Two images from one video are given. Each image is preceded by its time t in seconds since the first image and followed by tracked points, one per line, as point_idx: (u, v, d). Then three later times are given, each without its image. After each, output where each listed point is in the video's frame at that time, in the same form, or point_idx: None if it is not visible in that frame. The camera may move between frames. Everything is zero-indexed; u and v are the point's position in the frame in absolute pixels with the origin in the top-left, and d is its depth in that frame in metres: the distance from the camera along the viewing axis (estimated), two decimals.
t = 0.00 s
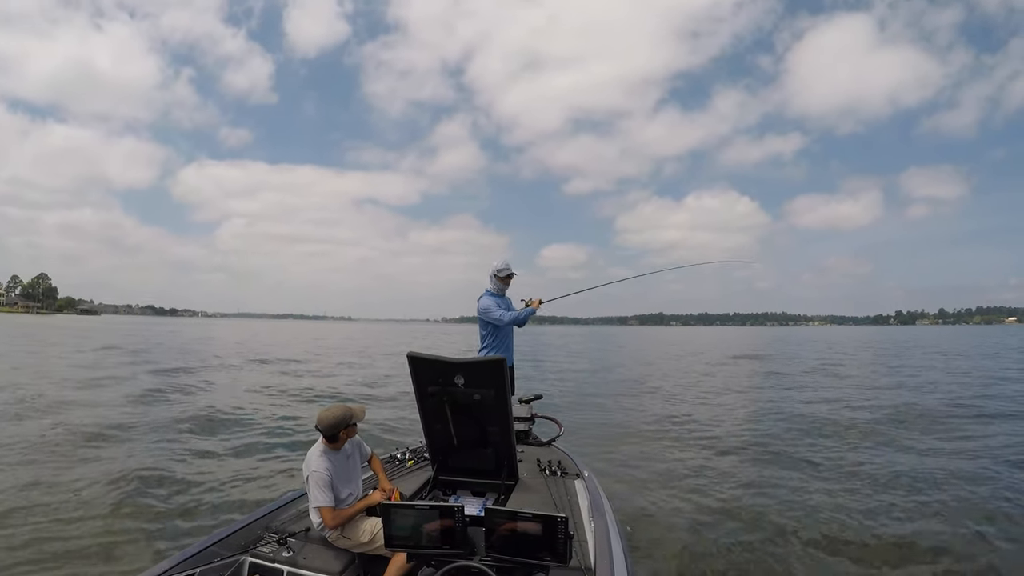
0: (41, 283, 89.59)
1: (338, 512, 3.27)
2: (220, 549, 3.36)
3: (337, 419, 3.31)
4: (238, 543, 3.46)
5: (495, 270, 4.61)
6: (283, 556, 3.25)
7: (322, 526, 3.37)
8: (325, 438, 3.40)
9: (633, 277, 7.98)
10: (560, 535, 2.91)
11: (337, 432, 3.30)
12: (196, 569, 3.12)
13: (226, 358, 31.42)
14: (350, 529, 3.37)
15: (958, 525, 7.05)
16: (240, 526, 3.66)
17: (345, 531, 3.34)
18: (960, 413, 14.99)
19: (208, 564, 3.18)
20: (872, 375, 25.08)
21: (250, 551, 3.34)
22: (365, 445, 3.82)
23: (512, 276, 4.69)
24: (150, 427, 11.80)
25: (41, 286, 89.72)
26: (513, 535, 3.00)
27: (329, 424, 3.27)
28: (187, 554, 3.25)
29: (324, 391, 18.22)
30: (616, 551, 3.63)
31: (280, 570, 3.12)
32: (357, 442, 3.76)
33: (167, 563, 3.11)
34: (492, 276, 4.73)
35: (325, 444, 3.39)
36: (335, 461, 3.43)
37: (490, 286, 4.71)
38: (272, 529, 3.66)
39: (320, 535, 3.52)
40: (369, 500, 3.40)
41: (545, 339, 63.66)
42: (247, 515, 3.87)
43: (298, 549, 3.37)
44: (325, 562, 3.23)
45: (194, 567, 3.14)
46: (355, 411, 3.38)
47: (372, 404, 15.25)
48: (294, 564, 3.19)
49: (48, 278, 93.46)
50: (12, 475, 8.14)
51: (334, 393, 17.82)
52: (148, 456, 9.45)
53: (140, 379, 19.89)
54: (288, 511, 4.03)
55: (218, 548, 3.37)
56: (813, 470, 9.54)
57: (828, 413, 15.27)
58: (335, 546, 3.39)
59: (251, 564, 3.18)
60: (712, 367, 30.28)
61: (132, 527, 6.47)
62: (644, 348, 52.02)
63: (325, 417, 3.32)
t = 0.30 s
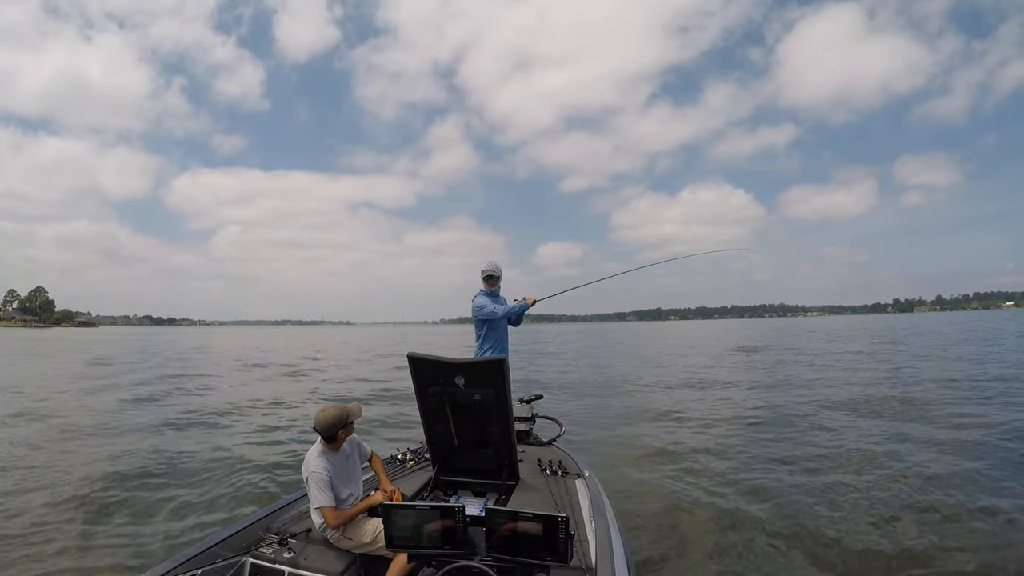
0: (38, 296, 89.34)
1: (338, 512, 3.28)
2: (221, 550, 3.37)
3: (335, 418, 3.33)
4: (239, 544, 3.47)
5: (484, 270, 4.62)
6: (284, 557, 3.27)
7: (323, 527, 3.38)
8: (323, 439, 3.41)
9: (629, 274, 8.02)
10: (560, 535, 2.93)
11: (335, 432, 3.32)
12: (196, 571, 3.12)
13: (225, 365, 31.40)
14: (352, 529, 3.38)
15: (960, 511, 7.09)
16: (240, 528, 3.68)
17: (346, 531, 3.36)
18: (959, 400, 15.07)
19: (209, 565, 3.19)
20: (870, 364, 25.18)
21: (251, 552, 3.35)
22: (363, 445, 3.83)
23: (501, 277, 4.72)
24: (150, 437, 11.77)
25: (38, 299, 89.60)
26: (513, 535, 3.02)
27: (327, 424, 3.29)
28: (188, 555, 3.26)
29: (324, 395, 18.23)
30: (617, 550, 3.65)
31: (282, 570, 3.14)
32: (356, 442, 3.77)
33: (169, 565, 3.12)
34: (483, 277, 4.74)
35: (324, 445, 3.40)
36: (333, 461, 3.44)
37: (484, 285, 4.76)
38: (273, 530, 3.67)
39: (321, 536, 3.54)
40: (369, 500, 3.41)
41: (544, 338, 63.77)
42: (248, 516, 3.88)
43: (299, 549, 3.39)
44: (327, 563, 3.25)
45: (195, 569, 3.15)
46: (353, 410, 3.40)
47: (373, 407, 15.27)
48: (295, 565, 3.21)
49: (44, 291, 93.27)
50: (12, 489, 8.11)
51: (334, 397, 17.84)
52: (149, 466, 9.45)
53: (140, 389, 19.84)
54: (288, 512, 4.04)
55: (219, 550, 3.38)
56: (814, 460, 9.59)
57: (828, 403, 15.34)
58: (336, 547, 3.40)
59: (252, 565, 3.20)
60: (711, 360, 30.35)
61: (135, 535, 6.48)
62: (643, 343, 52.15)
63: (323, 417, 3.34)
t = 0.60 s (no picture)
0: (35, 295, 89.02)
1: (339, 511, 3.28)
2: (221, 549, 3.36)
3: (338, 417, 3.32)
4: (239, 543, 3.47)
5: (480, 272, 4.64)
6: (284, 556, 3.26)
7: (323, 525, 3.38)
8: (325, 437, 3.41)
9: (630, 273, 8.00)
10: (560, 535, 2.93)
11: (338, 430, 3.31)
12: (196, 570, 3.12)
13: (223, 364, 31.25)
14: (352, 528, 3.38)
15: (958, 511, 7.10)
16: (240, 527, 3.67)
17: (346, 530, 3.35)
18: (955, 400, 15.12)
19: (209, 564, 3.18)
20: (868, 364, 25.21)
21: (251, 552, 3.34)
22: (365, 444, 3.83)
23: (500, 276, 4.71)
24: (148, 436, 11.73)
25: (35, 298, 89.29)
26: (513, 534, 3.02)
27: (331, 422, 3.29)
28: (188, 554, 3.25)
29: (323, 395, 18.18)
30: (617, 550, 3.64)
31: (281, 570, 3.13)
32: (358, 441, 3.76)
33: (169, 564, 3.11)
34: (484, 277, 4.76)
35: (326, 443, 3.40)
36: (335, 460, 3.44)
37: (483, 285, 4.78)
38: (273, 529, 3.66)
39: (321, 535, 3.53)
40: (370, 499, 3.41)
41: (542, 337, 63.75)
42: (247, 515, 3.87)
43: (299, 549, 3.38)
44: (327, 562, 3.25)
45: (195, 568, 3.14)
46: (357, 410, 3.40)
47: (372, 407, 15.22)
48: (295, 564, 3.20)
49: (42, 289, 93.00)
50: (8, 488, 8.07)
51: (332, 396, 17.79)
52: (147, 465, 9.42)
53: (137, 388, 19.76)
54: (288, 511, 4.03)
55: (219, 549, 3.37)
56: (813, 459, 9.60)
57: (826, 403, 15.35)
58: (336, 546, 3.39)
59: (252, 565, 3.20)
60: (709, 360, 30.37)
61: (134, 534, 6.46)
62: (641, 343, 52.15)
63: (327, 414, 3.34)
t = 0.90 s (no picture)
0: (33, 285, 88.73)
1: (339, 510, 3.27)
2: (220, 548, 3.35)
3: (340, 415, 3.31)
4: (238, 542, 3.46)
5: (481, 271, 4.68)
6: (283, 555, 3.26)
7: (323, 524, 3.37)
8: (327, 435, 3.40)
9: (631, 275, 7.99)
10: (560, 535, 2.92)
11: (340, 429, 3.31)
12: (196, 567, 3.11)
13: (221, 357, 31.14)
14: (351, 528, 3.37)
15: (954, 519, 7.11)
16: (239, 526, 3.66)
17: (346, 529, 3.35)
18: (953, 409, 15.13)
19: (208, 562, 3.17)
20: (867, 371, 25.22)
21: (250, 550, 3.33)
22: (365, 444, 3.82)
23: (500, 278, 4.69)
24: (145, 429, 11.69)
25: (32, 287, 88.97)
26: (513, 534, 3.02)
27: (333, 420, 3.28)
28: (187, 553, 3.24)
29: (321, 390, 18.15)
30: (616, 550, 3.64)
31: (281, 569, 3.13)
32: (358, 440, 3.76)
33: (167, 562, 3.10)
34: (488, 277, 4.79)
35: (327, 441, 3.39)
36: (336, 458, 3.44)
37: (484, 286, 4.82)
38: (272, 528, 3.65)
39: (320, 534, 3.52)
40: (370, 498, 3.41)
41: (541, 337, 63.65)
42: (247, 514, 3.87)
43: (299, 548, 3.37)
44: (326, 561, 3.24)
45: (194, 566, 3.13)
46: (360, 409, 3.39)
47: (370, 404, 15.19)
48: (295, 563, 3.20)
49: (40, 279, 92.96)
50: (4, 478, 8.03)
51: (330, 392, 17.75)
52: (144, 457, 9.38)
53: (135, 380, 19.70)
54: (288, 510, 4.02)
55: (217, 547, 3.36)
56: (810, 465, 9.61)
57: (825, 409, 15.34)
58: (335, 545, 3.39)
59: (251, 563, 3.20)
60: (708, 363, 30.37)
61: (130, 527, 6.44)
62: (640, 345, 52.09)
63: (329, 412, 3.33)
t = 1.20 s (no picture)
0: (30, 281, 88.37)
1: (337, 509, 3.27)
2: (221, 547, 3.35)
3: (338, 414, 3.31)
4: (238, 541, 3.45)
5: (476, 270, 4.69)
6: (283, 555, 3.25)
7: (322, 523, 3.37)
8: (325, 434, 3.40)
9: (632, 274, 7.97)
10: (560, 534, 2.92)
11: (339, 428, 3.31)
12: (196, 567, 3.10)
13: (218, 355, 31.09)
14: (350, 526, 3.37)
15: (952, 520, 7.12)
16: (239, 525, 3.65)
17: (344, 528, 3.35)
18: (952, 410, 15.14)
19: (208, 562, 3.16)
20: (865, 372, 25.29)
21: (251, 549, 3.33)
22: (364, 444, 3.82)
23: (495, 276, 4.69)
24: (143, 427, 11.63)
25: (30, 284, 88.78)
26: (513, 533, 3.02)
27: (333, 418, 3.29)
28: (187, 552, 3.23)
29: (319, 389, 18.13)
30: (616, 549, 3.64)
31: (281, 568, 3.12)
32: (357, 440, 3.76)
33: (168, 562, 3.10)
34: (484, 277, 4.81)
35: (325, 440, 3.39)
36: (333, 457, 3.43)
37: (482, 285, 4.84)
38: (272, 527, 3.65)
39: (320, 533, 3.52)
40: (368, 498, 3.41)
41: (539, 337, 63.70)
42: (247, 513, 3.86)
43: (299, 547, 3.37)
44: (326, 560, 3.23)
45: (194, 565, 3.12)
46: (361, 409, 3.40)
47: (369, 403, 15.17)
48: (295, 562, 3.19)
49: (37, 275, 92.57)
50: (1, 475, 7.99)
51: (329, 390, 17.74)
52: (142, 454, 9.36)
53: (133, 377, 19.62)
54: (288, 509, 4.02)
55: (218, 547, 3.35)
56: (808, 465, 9.62)
57: (823, 410, 15.38)
58: (335, 544, 3.39)
59: (251, 562, 3.19)
60: (707, 363, 30.36)
61: (128, 525, 6.41)
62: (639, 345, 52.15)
63: (331, 411, 3.34)
